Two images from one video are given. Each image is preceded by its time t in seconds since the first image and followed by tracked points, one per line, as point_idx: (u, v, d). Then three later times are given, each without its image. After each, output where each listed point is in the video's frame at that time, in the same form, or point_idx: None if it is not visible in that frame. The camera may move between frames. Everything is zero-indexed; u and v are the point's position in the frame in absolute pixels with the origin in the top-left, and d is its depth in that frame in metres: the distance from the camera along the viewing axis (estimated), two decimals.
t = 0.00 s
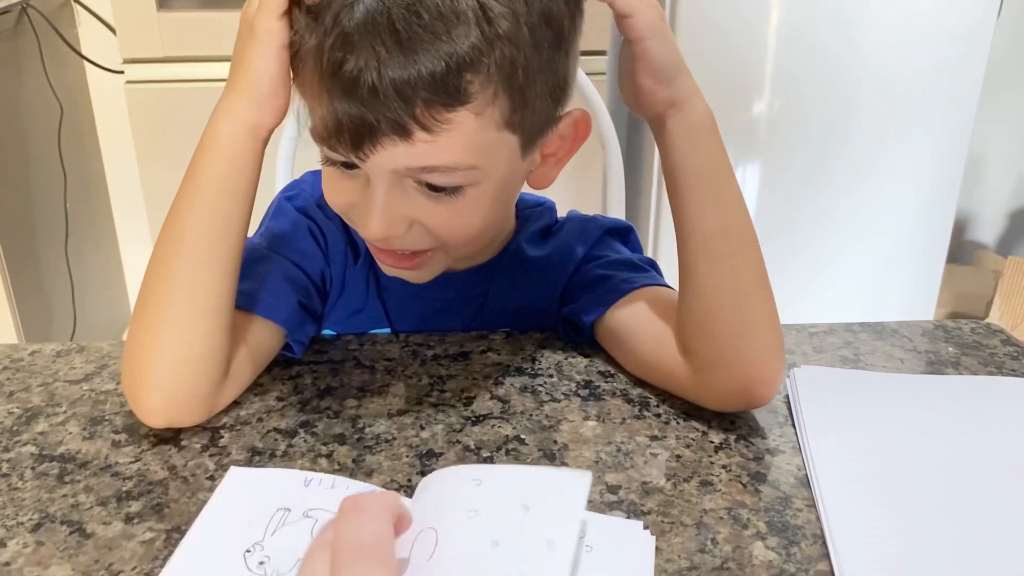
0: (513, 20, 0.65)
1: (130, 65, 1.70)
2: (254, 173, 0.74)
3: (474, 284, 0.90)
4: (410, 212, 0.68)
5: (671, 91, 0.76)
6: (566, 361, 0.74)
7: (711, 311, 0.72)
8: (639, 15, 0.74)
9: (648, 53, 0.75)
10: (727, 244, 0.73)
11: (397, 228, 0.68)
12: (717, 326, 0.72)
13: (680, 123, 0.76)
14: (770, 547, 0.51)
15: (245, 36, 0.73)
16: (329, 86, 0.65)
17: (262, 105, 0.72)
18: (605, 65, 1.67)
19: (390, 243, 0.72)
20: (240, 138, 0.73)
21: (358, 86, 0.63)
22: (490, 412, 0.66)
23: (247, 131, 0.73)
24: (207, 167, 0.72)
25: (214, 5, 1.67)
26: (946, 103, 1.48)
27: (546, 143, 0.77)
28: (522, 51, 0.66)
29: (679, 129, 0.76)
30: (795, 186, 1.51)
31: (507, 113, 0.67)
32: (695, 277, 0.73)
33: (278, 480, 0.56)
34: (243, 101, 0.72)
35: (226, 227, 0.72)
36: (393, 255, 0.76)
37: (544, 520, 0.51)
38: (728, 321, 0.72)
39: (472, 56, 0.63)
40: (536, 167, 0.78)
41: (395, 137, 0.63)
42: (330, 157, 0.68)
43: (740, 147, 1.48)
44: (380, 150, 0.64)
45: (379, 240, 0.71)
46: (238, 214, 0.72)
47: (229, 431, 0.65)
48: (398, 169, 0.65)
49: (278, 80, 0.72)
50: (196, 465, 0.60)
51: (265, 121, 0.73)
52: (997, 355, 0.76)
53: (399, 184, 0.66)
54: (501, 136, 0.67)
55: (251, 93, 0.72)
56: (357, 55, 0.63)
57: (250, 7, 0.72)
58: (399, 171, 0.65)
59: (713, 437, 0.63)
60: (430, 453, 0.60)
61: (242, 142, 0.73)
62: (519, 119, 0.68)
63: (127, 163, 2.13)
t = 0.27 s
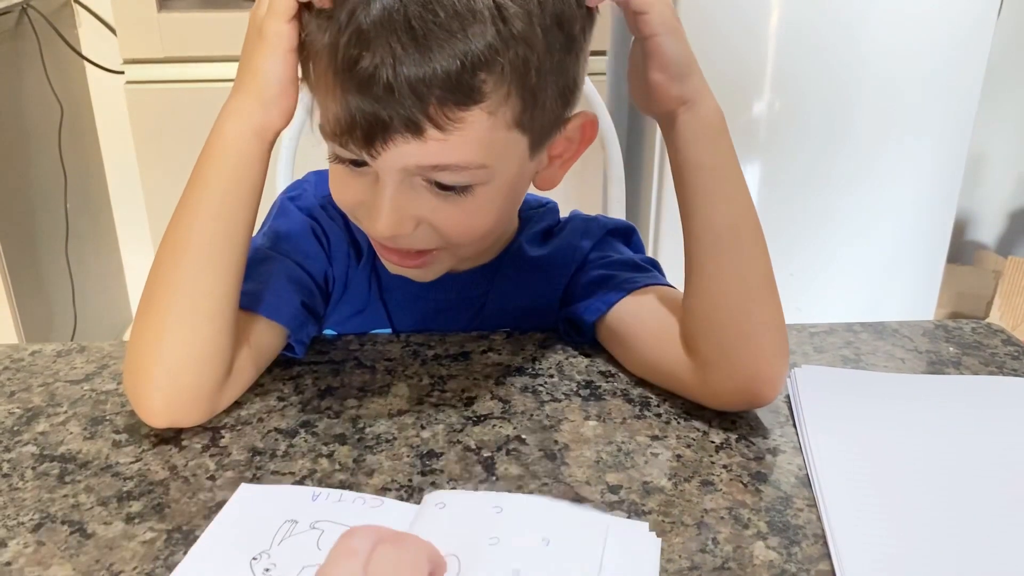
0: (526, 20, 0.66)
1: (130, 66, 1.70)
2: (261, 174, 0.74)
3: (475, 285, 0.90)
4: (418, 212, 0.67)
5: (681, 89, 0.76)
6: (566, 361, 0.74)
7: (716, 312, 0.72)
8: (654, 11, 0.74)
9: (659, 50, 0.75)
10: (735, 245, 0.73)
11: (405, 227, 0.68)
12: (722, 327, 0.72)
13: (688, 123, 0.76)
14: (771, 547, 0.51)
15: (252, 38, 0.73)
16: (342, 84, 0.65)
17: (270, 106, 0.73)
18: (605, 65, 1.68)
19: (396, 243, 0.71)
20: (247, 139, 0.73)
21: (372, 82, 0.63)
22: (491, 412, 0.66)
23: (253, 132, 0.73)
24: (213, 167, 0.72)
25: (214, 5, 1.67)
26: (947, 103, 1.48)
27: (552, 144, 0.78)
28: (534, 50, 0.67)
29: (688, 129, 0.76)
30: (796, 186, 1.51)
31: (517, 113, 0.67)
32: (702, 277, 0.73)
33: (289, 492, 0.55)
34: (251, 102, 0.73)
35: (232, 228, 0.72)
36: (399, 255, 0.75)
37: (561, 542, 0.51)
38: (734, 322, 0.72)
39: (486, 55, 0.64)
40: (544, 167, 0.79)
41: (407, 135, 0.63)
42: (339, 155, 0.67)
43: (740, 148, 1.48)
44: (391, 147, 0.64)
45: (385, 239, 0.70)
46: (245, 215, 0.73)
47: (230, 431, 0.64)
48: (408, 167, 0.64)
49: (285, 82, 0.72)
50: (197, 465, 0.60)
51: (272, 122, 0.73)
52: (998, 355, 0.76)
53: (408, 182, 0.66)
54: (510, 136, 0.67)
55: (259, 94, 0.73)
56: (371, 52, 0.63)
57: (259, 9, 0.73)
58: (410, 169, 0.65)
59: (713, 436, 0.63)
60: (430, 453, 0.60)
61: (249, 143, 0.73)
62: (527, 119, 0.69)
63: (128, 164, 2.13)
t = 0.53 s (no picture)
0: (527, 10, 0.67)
1: (129, 66, 1.70)
2: (248, 176, 0.74)
3: (473, 286, 0.90)
4: (418, 205, 0.67)
5: (681, 90, 0.76)
6: (564, 363, 0.74)
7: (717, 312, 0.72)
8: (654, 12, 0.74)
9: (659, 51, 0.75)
10: (736, 245, 0.73)
11: (406, 220, 0.67)
12: (721, 327, 0.72)
13: (687, 124, 0.76)
14: (768, 548, 0.51)
15: (241, 39, 0.74)
16: (344, 75, 0.65)
17: (257, 108, 0.73)
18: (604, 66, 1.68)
19: (396, 239, 0.71)
20: (233, 141, 0.73)
21: (375, 70, 0.64)
22: (489, 414, 0.66)
23: (241, 134, 0.73)
24: (202, 168, 0.72)
25: (214, 6, 1.67)
26: (946, 103, 1.48)
27: (550, 139, 0.78)
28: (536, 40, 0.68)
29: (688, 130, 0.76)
30: (794, 186, 1.51)
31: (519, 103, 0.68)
32: (702, 277, 0.73)
33: (291, 497, 0.55)
34: (237, 104, 0.73)
35: (222, 230, 0.72)
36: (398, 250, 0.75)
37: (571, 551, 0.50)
38: (734, 322, 0.72)
39: (490, 42, 0.65)
40: (542, 163, 0.79)
41: (411, 122, 0.63)
42: (340, 149, 0.67)
43: (739, 148, 1.48)
44: (393, 136, 0.63)
45: (385, 234, 0.70)
46: (234, 218, 0.73)
47: (228, 432, 0.65)
48: (410, 157, 0.64)
49: (274, 84, 0.73)
50: (195, 466, 0.60)
51: (259, 124, 0.74)
52: (995, 355, 0.76)
53: (408, 174, 0.65)
54: (512, 127, 0.68)
55: (246, 96, 0.73)
56: (375, 41, 0.64)
57: (251, 9, 0.73)
58: (411, 159, 0.64)
59: (711, 438, 0.63)
60: (428, 455, 0.60)
61: (238, 145, 0.73)
62: (528, 111, 0.69)
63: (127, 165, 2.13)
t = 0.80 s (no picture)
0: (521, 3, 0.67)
1: (128, 68, 1.70)
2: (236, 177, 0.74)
3: (469, 289, 0.90)
4: (414, 203, 0.67)
5: (676, 93, 0.77)
6: (560, 365, 0.74)
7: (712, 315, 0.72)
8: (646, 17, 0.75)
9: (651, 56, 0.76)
10: (731, 248, 0.73)
11: (402, 219, 0.67)
12: (716, 331, 0.72)
13: (681, 128, 0.77)
14: (761, 552, 0.51)
15: (229, 41, 0.74)
16: (340, 72, 0.65)
17: (244, 109, 0.73)
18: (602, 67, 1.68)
19: (391, 239, 0.71)
20: (222, 142, 0.73)
21: (370, 65, 0.64)
22: (484, 417, 0.66)
23: (229, 135, 0.73)
24: (193, 170, 0.72)
25: (212, 7, 1.68)
26: (944, 104, 1.48)
27: (543, 138, 0.78)
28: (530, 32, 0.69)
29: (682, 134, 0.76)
30: (791, 187, 1.51)
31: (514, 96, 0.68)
32: (697, 280, 0.73)
33: (286, 503, 0.55)
34: (225, 105, 0.73)
35: (212, 230, 0.72)
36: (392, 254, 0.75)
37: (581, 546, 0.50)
38: (729, 326, 0.72)
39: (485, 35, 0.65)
40: (536, 162, 0.79)
41: (407, 117, 0.63)
42: (335, 148, 0.67)
43: (736, 149, 1.48)
44: (390, 132, 0.63)
45: (380, 233, 0.70)
46: (224, 218, 0.73)
47: (224, 435, 0.65)
48: (406, 153, 0.64)
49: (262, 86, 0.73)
50: (191, 469, 0.60)
51: (246, 126, 0.74)
52: (990, 358, 0.76)
53: (404, 172, 0.65)
54: (507, 121, 0.68)
55: (234, 97, 0.73)
56: (369, 37, 0.64)
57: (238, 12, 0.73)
58: (408, 155, 0.64)
59: (706, 441, 0.63)
60: (423, 457, 0.61)
61: (226, 146, 0.73)
62: (522, 105, 0.69)
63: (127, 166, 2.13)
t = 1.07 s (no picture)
0: None
1: (127, 66, 1.70)
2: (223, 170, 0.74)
3: (468, 286, 0.90)
4: (420, 186, 0.67)
5: (678, 89, 0.77)
6: (560, 362, 0.74)
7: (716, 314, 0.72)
8: (639, 14, 0.76)
9: (652, 50, 0.76)
10: (737, 247, 0.74)
11: (408, 203, 0.67)
12: (718, 329, 0.72)
13: (682, 123, 0.77)
14: (761, 547, 0.51)
15: (215, 37, 0.74)
16: (343, 54, 0.65)
17: (230, 105, 0.74)
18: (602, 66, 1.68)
19: (397, 224, 0.71)
20: (204, 136, 0.73)
21: (376, 42, 0.64)
22: (485, 413, 0.66)
23: (214, 130, 0.73)
24: (180, 165, 0.72)
25: (212, 5, 1.68)
26: (943, 102, 1.48)
27: (544, 124, 0.78)
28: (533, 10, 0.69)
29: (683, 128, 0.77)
30: (791, 185, 1.51)
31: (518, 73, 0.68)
32: (701, 279, 0.74)
33: (285, 501, 0.55)
34: (211, 100, 0.73)
35: (201, 224, 0.72)
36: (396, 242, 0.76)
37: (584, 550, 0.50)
38: (731, 324, 0.72)
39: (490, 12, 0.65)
40: (536, 148, 0.80)
41: (413, 94, 0.63)
42: (339, 135, 0.67)
43: (736, 148, 1.48)
44: (395, 110, 0.63)
45: (385, 219, 0.70)
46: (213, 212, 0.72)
47: (225, 432, 0.65)
48: (411, 133, 0.64)
49: (248, 80, 0.73)
50: (192, 466, 0.61)
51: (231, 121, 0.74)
52: (989, 355, 0.76)
53: (408, 154, 0.65)
54: (511, 99, 0.68)
55: (219, 92, 0.73)
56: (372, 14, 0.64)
57: (224, 9, 0.74)
58: (413, 135, 0.64)
59: (706, 437, 0.64)
60: (424, 454, 0.61)
61: (213, 140, 0.73)
62: (525, 82, 0.70)
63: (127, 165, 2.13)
